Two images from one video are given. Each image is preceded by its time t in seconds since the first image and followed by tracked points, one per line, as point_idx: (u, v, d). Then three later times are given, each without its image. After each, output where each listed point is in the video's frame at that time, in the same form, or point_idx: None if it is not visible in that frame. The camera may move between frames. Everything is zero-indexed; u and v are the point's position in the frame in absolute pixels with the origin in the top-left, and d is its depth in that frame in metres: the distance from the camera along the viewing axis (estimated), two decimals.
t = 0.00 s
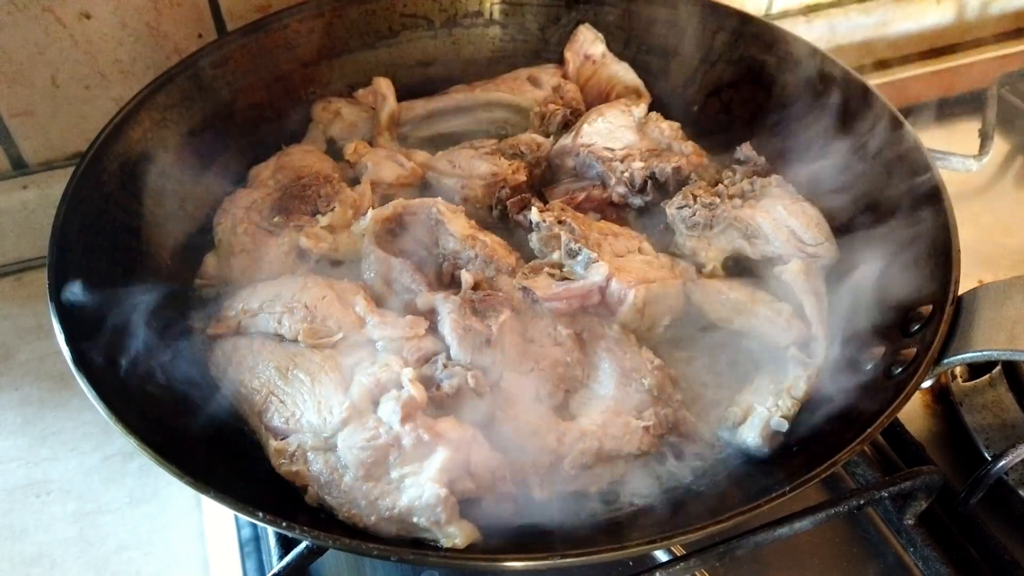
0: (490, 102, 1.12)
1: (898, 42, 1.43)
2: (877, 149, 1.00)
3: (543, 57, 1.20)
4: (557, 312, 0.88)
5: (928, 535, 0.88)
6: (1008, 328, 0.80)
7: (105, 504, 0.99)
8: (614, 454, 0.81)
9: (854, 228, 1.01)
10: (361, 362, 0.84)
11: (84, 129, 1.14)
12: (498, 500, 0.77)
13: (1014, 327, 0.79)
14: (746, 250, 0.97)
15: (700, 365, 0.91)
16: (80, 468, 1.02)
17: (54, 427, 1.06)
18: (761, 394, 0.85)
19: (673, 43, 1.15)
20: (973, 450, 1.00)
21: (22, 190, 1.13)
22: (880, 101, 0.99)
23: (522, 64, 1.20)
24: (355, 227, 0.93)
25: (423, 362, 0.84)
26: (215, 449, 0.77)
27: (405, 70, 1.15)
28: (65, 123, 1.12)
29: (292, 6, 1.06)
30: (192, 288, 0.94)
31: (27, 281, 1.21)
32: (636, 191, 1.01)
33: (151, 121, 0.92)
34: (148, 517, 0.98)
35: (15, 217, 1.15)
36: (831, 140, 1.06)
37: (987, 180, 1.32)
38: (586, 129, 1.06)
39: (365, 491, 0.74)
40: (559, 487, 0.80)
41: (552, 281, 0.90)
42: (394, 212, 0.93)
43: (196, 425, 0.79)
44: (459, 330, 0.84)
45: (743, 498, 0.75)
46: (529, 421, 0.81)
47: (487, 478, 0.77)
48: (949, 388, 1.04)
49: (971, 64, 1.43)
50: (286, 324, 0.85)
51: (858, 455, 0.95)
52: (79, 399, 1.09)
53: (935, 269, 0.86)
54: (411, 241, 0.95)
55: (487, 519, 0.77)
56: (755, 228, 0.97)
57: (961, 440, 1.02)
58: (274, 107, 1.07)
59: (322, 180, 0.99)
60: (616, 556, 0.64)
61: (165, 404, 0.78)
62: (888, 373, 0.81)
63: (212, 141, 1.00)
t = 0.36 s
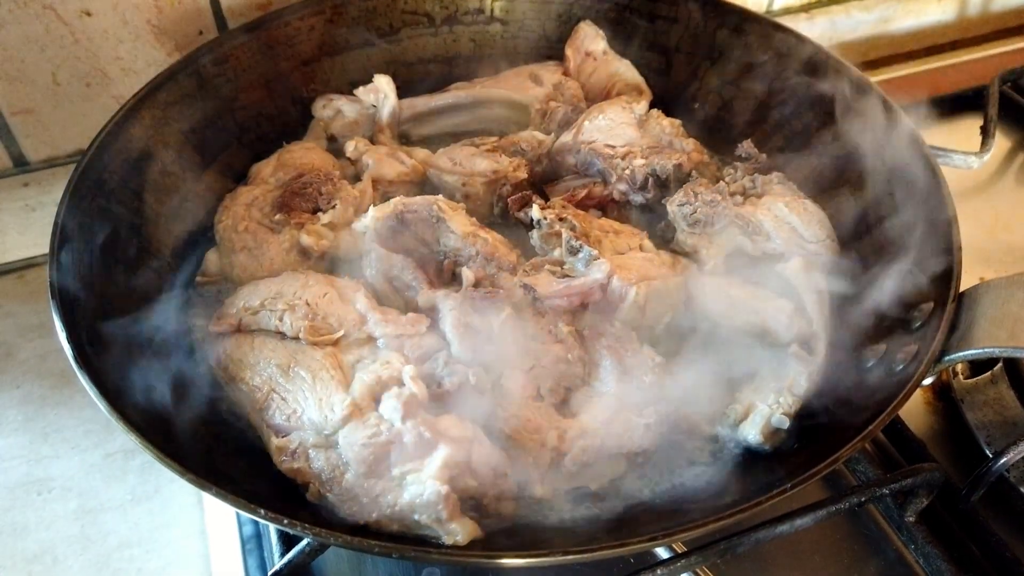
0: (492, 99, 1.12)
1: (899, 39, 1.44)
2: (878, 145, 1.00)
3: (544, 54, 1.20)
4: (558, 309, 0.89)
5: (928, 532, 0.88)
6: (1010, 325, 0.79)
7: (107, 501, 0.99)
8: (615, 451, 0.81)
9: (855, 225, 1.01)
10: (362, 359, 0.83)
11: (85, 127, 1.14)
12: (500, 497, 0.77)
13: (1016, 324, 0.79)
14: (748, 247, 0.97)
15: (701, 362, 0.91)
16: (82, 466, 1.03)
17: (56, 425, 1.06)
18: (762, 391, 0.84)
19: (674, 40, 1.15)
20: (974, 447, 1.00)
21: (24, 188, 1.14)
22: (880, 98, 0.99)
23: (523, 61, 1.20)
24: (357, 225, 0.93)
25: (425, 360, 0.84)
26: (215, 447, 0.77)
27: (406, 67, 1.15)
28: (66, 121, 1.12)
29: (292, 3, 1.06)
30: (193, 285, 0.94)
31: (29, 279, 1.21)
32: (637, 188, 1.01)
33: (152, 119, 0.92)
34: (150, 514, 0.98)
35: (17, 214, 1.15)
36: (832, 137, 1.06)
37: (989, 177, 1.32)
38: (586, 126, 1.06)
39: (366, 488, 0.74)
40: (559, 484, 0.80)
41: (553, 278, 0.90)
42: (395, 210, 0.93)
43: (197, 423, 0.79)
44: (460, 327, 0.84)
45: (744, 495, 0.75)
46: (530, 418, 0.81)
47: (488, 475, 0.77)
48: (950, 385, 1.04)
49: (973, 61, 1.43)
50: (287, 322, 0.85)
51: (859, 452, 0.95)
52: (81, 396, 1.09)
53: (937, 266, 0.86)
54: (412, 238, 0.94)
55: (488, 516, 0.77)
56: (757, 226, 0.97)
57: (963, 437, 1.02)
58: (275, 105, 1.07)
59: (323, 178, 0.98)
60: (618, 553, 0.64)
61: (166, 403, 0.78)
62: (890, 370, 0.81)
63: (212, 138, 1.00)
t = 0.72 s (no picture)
0: (492, 96, 1.12)
1: (901, 36, 1.44)
2: (879, 142, 1.00)
3: (545, 52, 1.20)
4: (560, 307, 0.89)
5: (929, 530, 0.88)
6: (1012, 322, 0.79)
7: (109, 499, 1.00)
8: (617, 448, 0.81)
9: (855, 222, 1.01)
10: (363, 357, 0.84)
11: (86, 124, 1.14)
12: (501, 495, 0.77)
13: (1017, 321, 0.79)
14: (749, 244, 0.97)
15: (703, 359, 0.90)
16: (84, 463, 1.03)
17: (58, 423, 1.06)
18: (763, 388, 0.85)
19: (675, 37, 1.15)
20: (975, 445, 1.00)
21: (25, 186, 1.13)
22: (882, 94, 0.99)
23: (524, 59, 1.20)
24: (358, 222, 0.93)
25: (426, 357, 0.84)
26: (216, 444, 0.77)
27: (406, 65, 1.15)
28: (67, 119, 1.12)
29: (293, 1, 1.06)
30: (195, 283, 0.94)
31: (30, 277, 1.21)
32: (638, 185, 1.01)
33: (153, 117, 0.92)
34: (152, 511, 0.99)
35: (18, 213, 1.15)
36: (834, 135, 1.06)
37: (991, 174, 1.31)
38: (587, 124, 1.06)
39: (368, 485, 0.74)
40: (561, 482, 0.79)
41: (553, 275, 0.90)
42: (396, 207, 0.94)
43: (199, 420, 0.80)
44: (461, 324, 0.83)
45: (745, 493, 0.75)
46: (532, 416, 0.81)
47: (489, 472, 0.77)
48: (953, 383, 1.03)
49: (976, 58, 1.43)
50: (289, 320, 0.85)
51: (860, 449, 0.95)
52: (82, 394, 1.09)
53: (938, 264, 0.86)
54: (414, 236, 0.95)
55: (489, 513, 0.77)
56: (759, 223, 0.96)
57: (964, 434, 1.02)
58: (275, 103, 1.07)
59: (324, 175, 0.99)
60: (620, 551, 0.65)
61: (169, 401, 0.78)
62: (891, 367, 0.81)
63: (213, 136, 1.00)
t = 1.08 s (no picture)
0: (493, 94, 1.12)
1: (903, 33, 1.42)
2: (880, 140, 1.00)
3: (546, 49, 1.20)
4: (559, 305, 0.89)
5: (930, 527, 0.89)
6: (1011, 320, 0.80)
7: (110, 497, 1.00)
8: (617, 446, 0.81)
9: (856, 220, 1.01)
10: (364, 355, 0.84)
11: (87, 123, 1.14)
12: (501, 493, 0.77)
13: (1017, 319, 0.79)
14: (750, 243, 0.97)
15: (704, 358, 0.90)
16: (85, 461, 1.03)
17: (59, 421, 1.06)
18: (764, 386, 0.85)
19: (675, 35, 1.15)
20: (976, 443, 1.00)
21: (25, 184, 1.13)
22: (883, 92, 0.99)
23: (524, 57, 1.20)
24: (359, 220, 0.94)
25: (426, 356, 0.84)
26: (217, 441, 0.78)
27: (407, 62, 1.15)
28: (67, 117, 1.12)
29: None
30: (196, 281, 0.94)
31: (31, 275, 1.21)
32: (638, 183, 1.01)
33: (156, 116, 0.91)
34: (153, 509, 0.99)
35: (18, 211, 1.15)
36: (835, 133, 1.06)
37: (991, 172, 1.31)
38: (588, 122, 1.07)
39: (368, 483, 0.74)
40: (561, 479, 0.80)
41: (554, 274, 0.89)
42: (397, 206, 0.93)
43: (200, 417, 0.80)
44: (462, 324, 0.83)
45: (745, 491, 0.75)
46: (532, 414, 0.81)
47: (490, 470, 0.77)
48: (953, 381, 1.03)
49: (973, 56, 1.44)
50: (289, 318, 0.86)
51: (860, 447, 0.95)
52: (83, 392, 1.09)
53: (937, 263, 0.86)
54: (414, 235, 0.94)
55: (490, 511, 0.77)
56: (759, 221, 0.96)
57: (965, 433, 1.02)
58: (275, 100, 1.07)
59: (324, 173, 0.99)
60: (620, 549, 0.65)
61: (170, 397, 0.78)
62: (891, 365, 0.81)
63: (213, 134, 1.00)
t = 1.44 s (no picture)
0: (494, 92, 1.12)
1: (903, 31, 1.43)
2: (881, 138, 1.00)
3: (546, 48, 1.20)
4: (559, 302, 0.89)
5: (931, 526, 0.88)
6: (1014, 318, 0.79)
7: (111, 494, 1.00)
8: (618, 444, 0.81)
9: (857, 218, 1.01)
10: (365, 353, 0.84)
11: (87, 121, 1.14)
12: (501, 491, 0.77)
13: (1019, 317, 0.79)
14: (750, 241, 0.97)
15: (704, 356, 0.91)
16: (85, 458, 1.03)
17: (60, 419, 1.06)
18: (765, 384, 0.85)
19: (676, 33, 1.15)
20: (975, 441, 1.00)
21: (26, 182, 1.13)
22: (884, 90, 0.99)
23: (525, 55, 1.20)
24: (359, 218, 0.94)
25: (426, 353, 0.84)
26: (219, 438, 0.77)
27: (407, 61, 1.14)
28: (68, 115, 1.12)
29: None
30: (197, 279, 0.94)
31: (33, 273, 1.21)
32: (638, 181, 1.02)
33: (156, 113, 0.92)
34: (154, 507, 0.99)
35: (19, 209, 1.15)
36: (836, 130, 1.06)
37: (993, 170, 1.31)
38: (589, 119, 1.06)
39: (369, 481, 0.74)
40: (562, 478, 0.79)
41: (554, 271, 0.90)
42: (397, 203, 0.93)
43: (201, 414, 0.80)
44: (462, 321, 0.84)
45: (746, 488, 0.75)
46: (533, 412, 0.81)
47: (491, 468, 0.77)
48: (954, 378, 1.02)
49: (976, 53, 1.43)
50: (290, 316, 0.86)
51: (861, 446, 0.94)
52: (85, 390, 1.09)
53: (939, 261, 0.86)
54: (415, 233, 0.94)
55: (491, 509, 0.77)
56: (759, 219, 0.97)
57: (965, 431, 1.01)
58: (275, 97, 1.06)
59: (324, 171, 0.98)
60: (621, 546, 0.65)
61: (171, 394, 0.78)
62: (892, 363, 0.81)
63: (214, 132, 1.00)
